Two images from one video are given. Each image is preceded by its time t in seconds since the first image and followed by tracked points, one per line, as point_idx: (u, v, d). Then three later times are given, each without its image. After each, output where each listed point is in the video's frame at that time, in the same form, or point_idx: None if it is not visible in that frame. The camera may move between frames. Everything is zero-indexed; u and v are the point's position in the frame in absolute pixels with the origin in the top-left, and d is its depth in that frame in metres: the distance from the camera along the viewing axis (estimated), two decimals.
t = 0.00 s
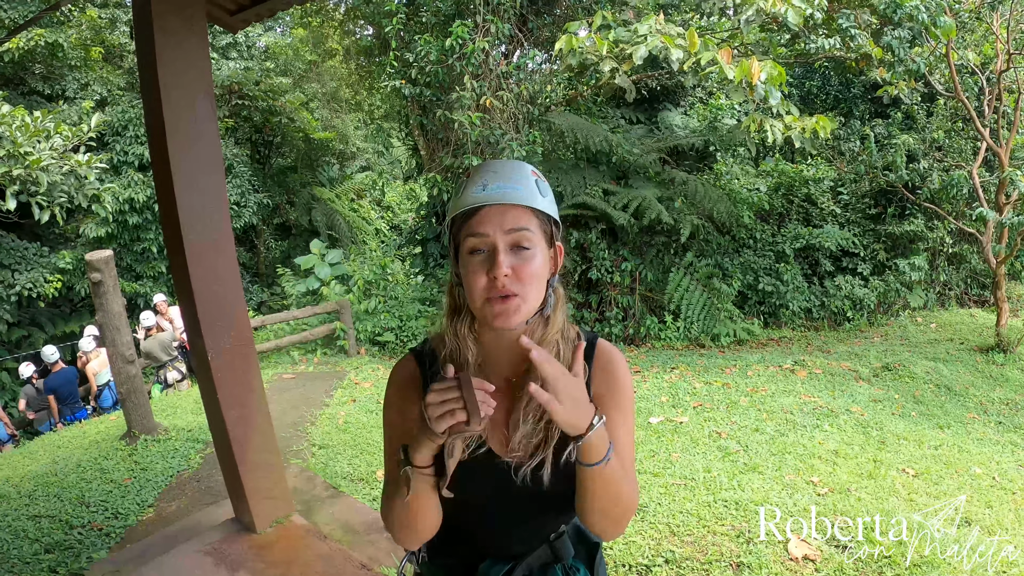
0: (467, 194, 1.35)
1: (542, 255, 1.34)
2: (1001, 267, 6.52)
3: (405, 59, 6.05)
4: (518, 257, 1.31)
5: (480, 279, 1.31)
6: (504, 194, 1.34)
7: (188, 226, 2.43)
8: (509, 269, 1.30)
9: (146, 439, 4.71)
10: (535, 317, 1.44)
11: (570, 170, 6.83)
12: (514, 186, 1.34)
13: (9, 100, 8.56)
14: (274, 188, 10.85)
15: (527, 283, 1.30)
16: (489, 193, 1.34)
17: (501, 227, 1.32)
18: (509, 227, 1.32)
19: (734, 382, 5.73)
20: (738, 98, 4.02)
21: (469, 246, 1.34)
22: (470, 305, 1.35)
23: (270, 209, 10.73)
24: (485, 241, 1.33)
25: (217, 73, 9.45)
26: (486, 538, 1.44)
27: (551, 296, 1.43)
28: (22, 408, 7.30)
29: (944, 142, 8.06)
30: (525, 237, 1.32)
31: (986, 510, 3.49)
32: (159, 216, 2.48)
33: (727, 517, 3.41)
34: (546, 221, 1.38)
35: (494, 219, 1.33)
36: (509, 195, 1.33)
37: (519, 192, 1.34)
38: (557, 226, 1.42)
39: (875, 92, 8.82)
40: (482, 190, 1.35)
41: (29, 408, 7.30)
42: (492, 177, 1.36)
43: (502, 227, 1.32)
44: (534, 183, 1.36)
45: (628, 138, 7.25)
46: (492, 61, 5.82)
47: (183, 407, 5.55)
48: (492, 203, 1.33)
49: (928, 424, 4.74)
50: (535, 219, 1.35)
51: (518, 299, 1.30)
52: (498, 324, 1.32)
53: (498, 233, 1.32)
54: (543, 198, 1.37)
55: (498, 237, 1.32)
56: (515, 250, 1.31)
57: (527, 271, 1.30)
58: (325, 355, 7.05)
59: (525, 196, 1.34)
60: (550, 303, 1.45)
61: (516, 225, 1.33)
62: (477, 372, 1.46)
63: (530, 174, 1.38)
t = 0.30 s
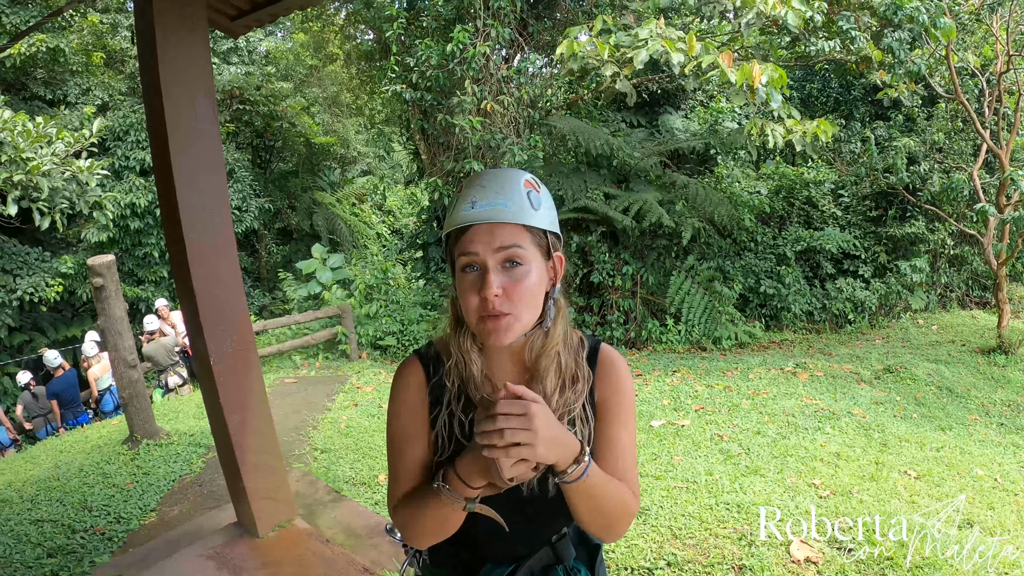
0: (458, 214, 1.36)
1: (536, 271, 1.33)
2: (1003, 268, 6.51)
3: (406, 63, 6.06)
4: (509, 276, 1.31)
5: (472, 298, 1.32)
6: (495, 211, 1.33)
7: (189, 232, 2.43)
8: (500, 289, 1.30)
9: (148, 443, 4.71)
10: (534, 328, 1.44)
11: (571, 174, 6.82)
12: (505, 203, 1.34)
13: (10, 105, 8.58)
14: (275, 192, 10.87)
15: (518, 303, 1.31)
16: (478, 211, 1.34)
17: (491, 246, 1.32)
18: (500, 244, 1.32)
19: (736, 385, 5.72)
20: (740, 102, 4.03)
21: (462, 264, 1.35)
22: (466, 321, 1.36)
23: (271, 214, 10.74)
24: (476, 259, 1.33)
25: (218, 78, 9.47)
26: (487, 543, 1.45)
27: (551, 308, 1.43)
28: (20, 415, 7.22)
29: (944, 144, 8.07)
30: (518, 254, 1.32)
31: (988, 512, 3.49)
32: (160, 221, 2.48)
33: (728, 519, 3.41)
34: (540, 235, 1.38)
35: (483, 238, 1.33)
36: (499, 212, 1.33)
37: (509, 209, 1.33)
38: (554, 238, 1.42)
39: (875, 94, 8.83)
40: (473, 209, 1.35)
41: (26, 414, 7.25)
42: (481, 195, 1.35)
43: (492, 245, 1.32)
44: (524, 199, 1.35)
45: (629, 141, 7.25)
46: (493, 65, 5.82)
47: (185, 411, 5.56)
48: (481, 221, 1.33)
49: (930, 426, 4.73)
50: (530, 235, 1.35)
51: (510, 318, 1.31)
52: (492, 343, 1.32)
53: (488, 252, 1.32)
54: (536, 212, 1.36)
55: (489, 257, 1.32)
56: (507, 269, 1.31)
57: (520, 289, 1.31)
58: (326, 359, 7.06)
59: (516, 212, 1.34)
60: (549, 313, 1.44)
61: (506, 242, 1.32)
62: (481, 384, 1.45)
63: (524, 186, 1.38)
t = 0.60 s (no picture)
0: (463, 220, 1.35)
1: (542, 278, 1.33)
2: (1004, 270, 6.50)
3: (407, 66, 6.07)
4: (515, 282, 1.31)
5: (477, 304, 1.32)
6: (501, 218, 1.33)
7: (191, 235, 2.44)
8: (506, 296, 1.30)
9: (151, 446, 4.71)
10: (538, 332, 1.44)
11: (573, 176, 6.82)
12: (511, 209, 1.34)
13: (13, 109, 8.59)
14: (276, 195, 10.87)
15: (524, 310, 1.31)
16: (484, 218, 1.34)
17: (496, 253, 1.32)
18: (505, 251, 1.32)
19: (737, 387, 5.72)
20: (742, 104, 4.02)
21: (467, 269, 1.35)
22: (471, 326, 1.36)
23: (273, 217, 10.76)
24: (482, 265, 1.33)
25: (219, 80, 9.48)
26: (489, 542, 1.45)
27: (554, 313, 1.43)
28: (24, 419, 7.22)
29: (946, 145, 8.06)
30: (523, 261, 1.32)
31: (990, 513, 3.48)
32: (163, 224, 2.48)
33: (731, 521, 3.41)
34: (545, 241, 1.38)
35: (489, 244, 1.33)
36: (505, 218, 1.33)
37: (514, 215, 1.34)
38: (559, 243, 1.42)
39: (876, 96, 8.82)
40: (477, 214, 1.35)
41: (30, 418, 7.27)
42: (487, 201, 1.35)
43: (497, 252, 1.32)
44: (530, 206, 1.35)
45: (631, 143, 7.25)
46: (495, 68, 5.83)
47: (187, 414, 5.56)
48: (487, 228, 1.33)
49: (933, 427, 4.73)
50: (535, 241, 1.35)
51: (516, 324, 1.31)
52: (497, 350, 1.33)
53: (493, 259, 1.32)
54: (541, 217, 1.36)
55: (495, 263, 1.32)
56: (512, 275, 1.31)
57: (525, 296, 1.31)
58: (328, 362, 7.06)
59: (522, 218, 1.34)
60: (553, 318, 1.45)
61: (512, 249, 1.32)
62: (484, 386, 1.45)
63: (528, 191, 1.38)
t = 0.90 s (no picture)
0: (463, 212, 1.37)
1: (540, 271, 1.33)
2: (1005, 271, 6.49)
3: (409, 67, 6.07)
4: (512, 274, 1.31)
5: (474, 296, 1.32)
6: (499, 211, 1.34)
7: (192, 236, 2.44)
8: (503, 287, 1.30)
9: (151, 446, 4.71)
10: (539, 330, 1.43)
11: (573, 177, 6.81)
12: (509, 202, 1.34)
13: (13, 109, 8.60)
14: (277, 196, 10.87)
15: (520, 302, 1.30)
16: (482, 210, 1.35)
17: (494, 245, 1.32)
18: (502, 243, 1.32)
19: (738, 388, 5.71)
20: (744, 104, 4.01)
21: (466, 262, 1.36)
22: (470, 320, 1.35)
23: (274, 217, 10.77)
24: (480, 258, 1.34)
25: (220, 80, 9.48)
26: (489, 543, 1.45)
27: (556, 310, 1.42)
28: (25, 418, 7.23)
29: (947, 146, 8.06)
30: (520, 253, 1.32)
31: (990, 514, 3.48)
32: (165, 225, 2.49)
33: (732, 522, 3.41)
34: (544, 235, 1.37)
35: (487, 236, 1.33)
36: (504, 211, 1.34)
37: (514, 208, 1.34)
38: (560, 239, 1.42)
39: (877, 97, 8.82)
40: (476, 208, 1.36)
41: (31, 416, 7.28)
42: (487, 194, 1.36)
43: (495, 244, 1.32)
44: (528, 199, 1.35)
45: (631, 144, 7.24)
46: (496, 69, 5.83)
47: (187, 414, 5.57)
48: (485, 220, 1.34)
49: (933, 428, 4.73)
50: (533, 234, 1.35)
51: (513, 317, 1.30)
52: (496, 343, 1.32)
53: (491, 251, 1.33)
54: (540, 212, 1.36)
55: (492, 255, 1.32)
56: (509, 268, 1.31)
57: (523, 289, 1.30)
58: (329, 362, 7.06)
59: (520, 212, 1.34)
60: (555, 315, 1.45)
61: (509, 241, 1.32)
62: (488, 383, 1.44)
63: (528, 187, 1.38)
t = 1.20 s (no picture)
0: (455, 216, 1.40)
1: (526, 274, 1.34)
2: (1005, 272, 6.48)
3: (409, 67, 6.07)
4: (495, 277, 1.33)
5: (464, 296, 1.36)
6: (485, 216, 1.34)
7: (192, 236, 2.44)
8: (484, 290, 1.34)
9: (151, 445, 4.71)
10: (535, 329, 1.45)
11: (573, 177, 6.81)
12: (494, 206, 1.34)
13: (14, 109, 8.60)
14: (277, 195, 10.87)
15: (503, 303, 1.33)
16: (470, 214, 1.36)
17: (479, 247, 1.35)
18: (487, 245, 1.34)
19: (738, 389, 5.71)
20: (744, 105, 4.01)
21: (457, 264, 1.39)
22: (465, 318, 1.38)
23: (274, 217, 10.77)
24: (467, 259, 1.37)
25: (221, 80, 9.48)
26: (486, 541, 1.44)
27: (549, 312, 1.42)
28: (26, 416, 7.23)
29: (948, 146, 8.07)
30: (503, 255, 1.33)
31: (990, 515, 3.48)
32: (165, 224, 2.49)
33: (732, 522, 3.41)
34: (534, 240, 1.35)
35: (474, 238, 1.36)
36: (486, 216, 1.34)
37: (497, 213, 1.33)
38: (557, 243, 1.39)
39: (877, 97, 8.83)
40: (466, 211, 1.37)
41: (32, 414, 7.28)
42: (476, 198, 1.37)
43: (478, 246, 1.35)
44: (514, 203, 1.33)
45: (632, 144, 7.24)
46: (497, 69, 5.83)
47: (187, 414, 5.57)
48: (471, 224, 1.36)
49: (933, 429, 4.73)
50: (519, 239, 1.34)
51: (496, 319, 1.34)
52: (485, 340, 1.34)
53: (477, 253, 1.35)
54: (529, 217, 1.34)
55: (478, 256, 1.35)
56: (493, 270, 1.34)
57: (505, 290, 1.33)
58: (329, 362, 7.06)
59: (504, 216, 1.33)
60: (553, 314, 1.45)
61: (493, 243, 1.34)
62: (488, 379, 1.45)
63: (518, 190, 1.35)
